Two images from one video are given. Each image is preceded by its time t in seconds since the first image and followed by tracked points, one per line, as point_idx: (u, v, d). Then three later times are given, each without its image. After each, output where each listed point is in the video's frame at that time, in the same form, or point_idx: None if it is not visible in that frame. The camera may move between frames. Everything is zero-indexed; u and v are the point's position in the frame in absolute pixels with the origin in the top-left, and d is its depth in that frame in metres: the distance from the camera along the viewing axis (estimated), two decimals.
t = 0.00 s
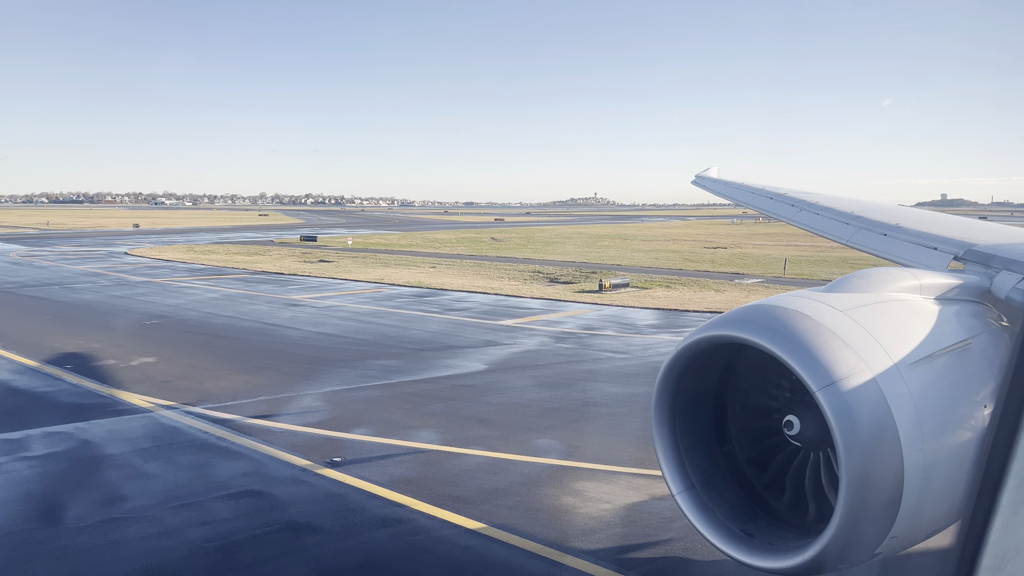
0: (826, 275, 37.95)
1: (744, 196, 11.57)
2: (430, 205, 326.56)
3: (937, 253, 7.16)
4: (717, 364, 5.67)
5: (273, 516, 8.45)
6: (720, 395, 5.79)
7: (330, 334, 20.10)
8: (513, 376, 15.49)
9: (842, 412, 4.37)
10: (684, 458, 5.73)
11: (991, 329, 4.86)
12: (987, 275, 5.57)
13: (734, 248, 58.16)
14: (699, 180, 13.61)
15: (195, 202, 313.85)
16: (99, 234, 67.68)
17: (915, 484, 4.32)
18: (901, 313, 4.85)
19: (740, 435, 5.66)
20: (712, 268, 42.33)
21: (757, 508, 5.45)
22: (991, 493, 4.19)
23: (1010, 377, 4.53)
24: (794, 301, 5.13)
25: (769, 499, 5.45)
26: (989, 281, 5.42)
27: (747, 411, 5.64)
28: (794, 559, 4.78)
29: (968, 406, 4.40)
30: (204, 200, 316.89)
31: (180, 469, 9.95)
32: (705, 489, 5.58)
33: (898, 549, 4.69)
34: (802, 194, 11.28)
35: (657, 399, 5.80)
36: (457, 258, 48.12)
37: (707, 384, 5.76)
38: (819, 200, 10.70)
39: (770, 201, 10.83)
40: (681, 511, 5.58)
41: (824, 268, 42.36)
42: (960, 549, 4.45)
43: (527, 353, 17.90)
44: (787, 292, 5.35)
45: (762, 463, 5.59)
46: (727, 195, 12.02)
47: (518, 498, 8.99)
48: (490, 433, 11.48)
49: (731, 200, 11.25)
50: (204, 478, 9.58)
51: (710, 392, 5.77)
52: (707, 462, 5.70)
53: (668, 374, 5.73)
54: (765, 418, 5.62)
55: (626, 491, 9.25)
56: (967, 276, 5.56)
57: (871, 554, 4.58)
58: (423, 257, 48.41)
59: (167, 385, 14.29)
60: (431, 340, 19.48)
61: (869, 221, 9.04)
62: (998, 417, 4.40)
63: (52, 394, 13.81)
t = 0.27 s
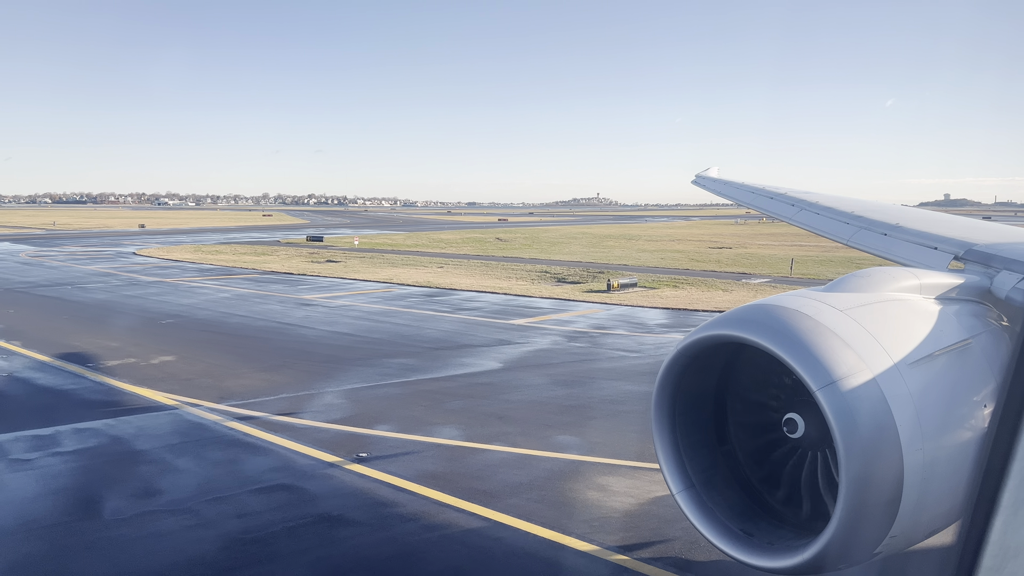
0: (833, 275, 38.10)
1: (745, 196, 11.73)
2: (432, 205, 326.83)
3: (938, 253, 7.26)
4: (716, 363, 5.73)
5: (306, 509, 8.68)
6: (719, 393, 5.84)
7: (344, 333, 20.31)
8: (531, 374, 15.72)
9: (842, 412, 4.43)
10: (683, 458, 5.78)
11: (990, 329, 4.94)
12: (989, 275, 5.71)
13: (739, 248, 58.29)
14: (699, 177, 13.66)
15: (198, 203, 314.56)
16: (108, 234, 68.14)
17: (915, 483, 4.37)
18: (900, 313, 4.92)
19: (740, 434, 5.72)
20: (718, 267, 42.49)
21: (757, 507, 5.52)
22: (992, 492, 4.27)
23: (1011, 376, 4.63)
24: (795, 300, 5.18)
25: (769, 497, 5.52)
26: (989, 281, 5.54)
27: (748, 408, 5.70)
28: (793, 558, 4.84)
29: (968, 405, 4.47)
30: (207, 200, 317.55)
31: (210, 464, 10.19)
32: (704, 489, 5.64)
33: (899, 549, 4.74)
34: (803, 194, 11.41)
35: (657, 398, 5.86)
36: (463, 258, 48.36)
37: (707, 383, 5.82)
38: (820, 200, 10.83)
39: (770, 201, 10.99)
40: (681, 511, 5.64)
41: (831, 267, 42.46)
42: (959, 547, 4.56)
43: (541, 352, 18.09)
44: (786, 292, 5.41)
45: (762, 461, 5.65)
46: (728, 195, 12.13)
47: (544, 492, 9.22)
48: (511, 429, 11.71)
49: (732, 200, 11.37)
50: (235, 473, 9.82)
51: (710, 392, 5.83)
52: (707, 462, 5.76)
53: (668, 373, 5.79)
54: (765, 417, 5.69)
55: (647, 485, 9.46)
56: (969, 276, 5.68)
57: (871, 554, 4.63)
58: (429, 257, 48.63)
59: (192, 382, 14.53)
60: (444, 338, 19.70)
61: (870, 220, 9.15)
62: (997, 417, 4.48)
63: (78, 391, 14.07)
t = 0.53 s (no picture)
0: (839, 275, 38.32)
1: (745, 196, 11.83)
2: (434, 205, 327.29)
3: (938, 253, 7.13)
4: (717, 361, 5.42)
5: (335, 502, 8.87)
6: (720, 393, 5.53)
7: (359, 332, 20.51)
8: (547, 372, 15.91)
9: (843, 412, 4.17)
10: (683, 458, 5.49)
11: (991, 328, 4.63)
12: (988, 276, 5.47)
13: (744, 248, 58.57)
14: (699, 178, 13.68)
15: (202, 203, 315.53)
16: (117, 235, 68.67)
17: (916, 484, 4.11)
18: (901, 312, 4.65)
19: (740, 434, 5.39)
20: (724, 268, 42.74)
21: (759, 508, 5.19)
22: (990, 492, 4.00)
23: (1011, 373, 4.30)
24: (794, 301, 4.92)
25: (771, 500, 5.18)
26: (989, 281, 5.29)
27: (748, 408, 5.37)
28: (795, 558, 4.55)
29: (968, 405, 4.19)
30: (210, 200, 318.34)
31: (237, 459, 10.37)
32: (705, 489, 5.34)
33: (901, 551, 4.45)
34: (803, 194, 11.45)
35: (657, 397, 5.58)
36: (470, 258, 48.62)
37: (707, 382, 5.52)
38: (821, 199, 10.90)
39: (771, 201, 11.08)
40: (681, 511, 5.35)
41: (837, 267, 42.63)
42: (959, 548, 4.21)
43: (554, 351, 18.25)
44: (787, 292, 5.16)
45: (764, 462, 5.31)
46: (729, 197, 12.19)
47: (565, 486, 9.40)
48: (530, 426, 11.88)
49: (732, 200, 11.49)
50: (262, 468, 9.99)
51: (711, 391, 5.53)
52: (707, 462, 5.45)
53: (668, 371, 5.51)
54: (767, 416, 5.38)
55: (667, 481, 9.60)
56: (968, 276, 5.41)
57: (871, 554, 4.34)
58: (436, 257, 48.96)
59: (212, 381, 14.70)
60: (457, 337, 19.89)
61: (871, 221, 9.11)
62: (998, 416, 4.16)
63: (100, 388, 14.24)
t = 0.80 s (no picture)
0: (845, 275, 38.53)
1: (746, 197, 11.98)
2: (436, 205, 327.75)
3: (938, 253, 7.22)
4: (717, 363, 5.56)
5: (366, 496, 9.10)
6: (721, 394, 5.68)
7: (374, 331, 20.77)
8: (561, 370, 16.14)
9: (843, 411, 4.29)
10: (683, 458, 5.63)
11: (991, 329, 4.79)
12: (989, 276, 5.61)
13: (749, 249, 58.77)
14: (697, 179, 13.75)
15: (204, 204, 316.67)
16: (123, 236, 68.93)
17: (915, 482, 4.24)
18: (900, 312, 4.79)
19: (740, 434, 5.57)
20: (730, 267, 42.96)
21: (758, 507, 5.34)
22: (991, 492, 4.11)
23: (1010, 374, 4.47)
24: (795, 301, 5.05)
25: (770, 499, 5.34)
26: (989, 281, 5.41)
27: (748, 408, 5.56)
28: (794, 558, 4.68)
29: (967, 405, 4.33)
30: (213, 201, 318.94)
31: (265, 455, 10.60)
32: (705, 489, 5.49)
33: (900, 549, 4.58)
34: (802, 194, 11.61)
35: (657, 399, 5.71)
36: (475, 258, 48.81)
37: (707, 384, 5.65)
38: (820, 200, 11.04)
39: (771, 202, 11.23)
40: (681, 511, 5.49)
41: (843, 267, 42.78)
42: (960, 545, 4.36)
43: (568, 350, 18.48)
44: (787, 292, 5.28)
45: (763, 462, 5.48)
46: (730, 197, 12.35)
47: (588, 481, 9.62)
48: (549, 422, 12.11)
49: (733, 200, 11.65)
50: (289, 463, 10.21)
51: (710, 393, 5.67)
52: (707, 462, 5.60)
53: (668, 373, 5.64)
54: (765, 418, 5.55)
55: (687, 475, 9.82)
56: (967, 276, 5.53)
57: (872, 553, 4.48)
58: (442, 257, 49.21)
59: (234, 379, 14.95)
60: (470, 337, 20.11)
61: (871, 221, 9.22)
62: (997, 416, 4.33)
63: (126, 386, 14.50)
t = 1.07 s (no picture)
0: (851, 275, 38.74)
1: (746, 197, 12.08)
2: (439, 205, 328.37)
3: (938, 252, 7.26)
4: (717, 363, 5.70)
5: (391, 491, 9.26)
6: (720, 393, 5.82)
7: (386, 331, 20.99)
8: (574, 369, 16.29)
9: (843, 412, 4.38)
10: (683, 458, 5.77)
11: (991, 329, 4.86)
12: (989, 275, 5.66)
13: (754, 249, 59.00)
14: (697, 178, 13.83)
15: (207, 204, 317.48)
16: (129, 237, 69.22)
17: (916, 482, 4.31)
18: (899, 312, 4.88)
19: (740, 434, 5.70)
20: (736, 268, 43.20)
21: (757, 507, 5.49)
22: (993, 493, 4.07)
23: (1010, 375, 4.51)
24: (795, 301, 5.15)
25: (769, 499, 5.48)
26: (989, 281, 5.48)
27: (747, 409, 5.69)
28: (794, 558, 4.79)
29: (967, 405, 4.41)
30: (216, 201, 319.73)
31: (290, 450, 10.80)
32: (704, 489, 5.63)
33: (899, 549, 4.66)
34: (801, 194, 11.71)
35: (657, 399, 5.84)
36: (481, 258, 49.03)
37: (707, 384, 5.79)
38: (820, 199, 11.14)
39: (772, 202, 11.32)
40: (681, 510, 5.63)
41: (848, 268, 43.00)
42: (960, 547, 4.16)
43: (579, 349, 18.63)
44: (788, 292, 5.38)
45: (762, 462, 5.63)
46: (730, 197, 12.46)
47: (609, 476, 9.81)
48: (567, 419, 12.31)
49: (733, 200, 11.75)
50: (314, 459, 10.42)
51: (711, 393, 5.81)
52: (707, 462, 5.73)
53: (668, 373, 5.77)
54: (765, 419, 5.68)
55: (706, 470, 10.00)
56: (969, 275, 5.57)
57: (872, 554, 4.56)
58: (449, 257, 49.49)
59: (251, 377, 15.15)
60: (482, 336, 20.31)
61: (871, 221, 9.30)
62: (998, 415, 4.38)
63: (146, 384, 14.73)
